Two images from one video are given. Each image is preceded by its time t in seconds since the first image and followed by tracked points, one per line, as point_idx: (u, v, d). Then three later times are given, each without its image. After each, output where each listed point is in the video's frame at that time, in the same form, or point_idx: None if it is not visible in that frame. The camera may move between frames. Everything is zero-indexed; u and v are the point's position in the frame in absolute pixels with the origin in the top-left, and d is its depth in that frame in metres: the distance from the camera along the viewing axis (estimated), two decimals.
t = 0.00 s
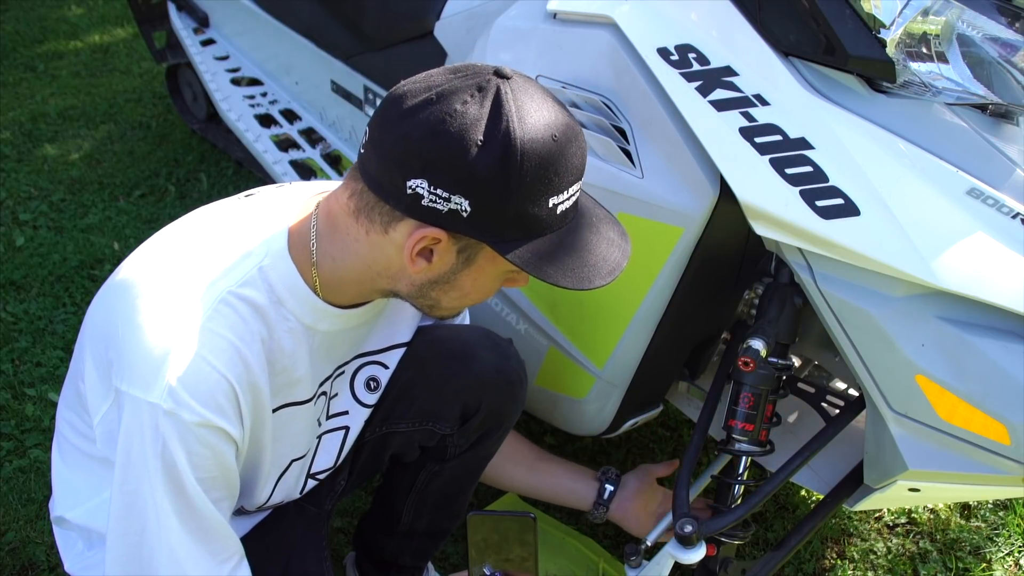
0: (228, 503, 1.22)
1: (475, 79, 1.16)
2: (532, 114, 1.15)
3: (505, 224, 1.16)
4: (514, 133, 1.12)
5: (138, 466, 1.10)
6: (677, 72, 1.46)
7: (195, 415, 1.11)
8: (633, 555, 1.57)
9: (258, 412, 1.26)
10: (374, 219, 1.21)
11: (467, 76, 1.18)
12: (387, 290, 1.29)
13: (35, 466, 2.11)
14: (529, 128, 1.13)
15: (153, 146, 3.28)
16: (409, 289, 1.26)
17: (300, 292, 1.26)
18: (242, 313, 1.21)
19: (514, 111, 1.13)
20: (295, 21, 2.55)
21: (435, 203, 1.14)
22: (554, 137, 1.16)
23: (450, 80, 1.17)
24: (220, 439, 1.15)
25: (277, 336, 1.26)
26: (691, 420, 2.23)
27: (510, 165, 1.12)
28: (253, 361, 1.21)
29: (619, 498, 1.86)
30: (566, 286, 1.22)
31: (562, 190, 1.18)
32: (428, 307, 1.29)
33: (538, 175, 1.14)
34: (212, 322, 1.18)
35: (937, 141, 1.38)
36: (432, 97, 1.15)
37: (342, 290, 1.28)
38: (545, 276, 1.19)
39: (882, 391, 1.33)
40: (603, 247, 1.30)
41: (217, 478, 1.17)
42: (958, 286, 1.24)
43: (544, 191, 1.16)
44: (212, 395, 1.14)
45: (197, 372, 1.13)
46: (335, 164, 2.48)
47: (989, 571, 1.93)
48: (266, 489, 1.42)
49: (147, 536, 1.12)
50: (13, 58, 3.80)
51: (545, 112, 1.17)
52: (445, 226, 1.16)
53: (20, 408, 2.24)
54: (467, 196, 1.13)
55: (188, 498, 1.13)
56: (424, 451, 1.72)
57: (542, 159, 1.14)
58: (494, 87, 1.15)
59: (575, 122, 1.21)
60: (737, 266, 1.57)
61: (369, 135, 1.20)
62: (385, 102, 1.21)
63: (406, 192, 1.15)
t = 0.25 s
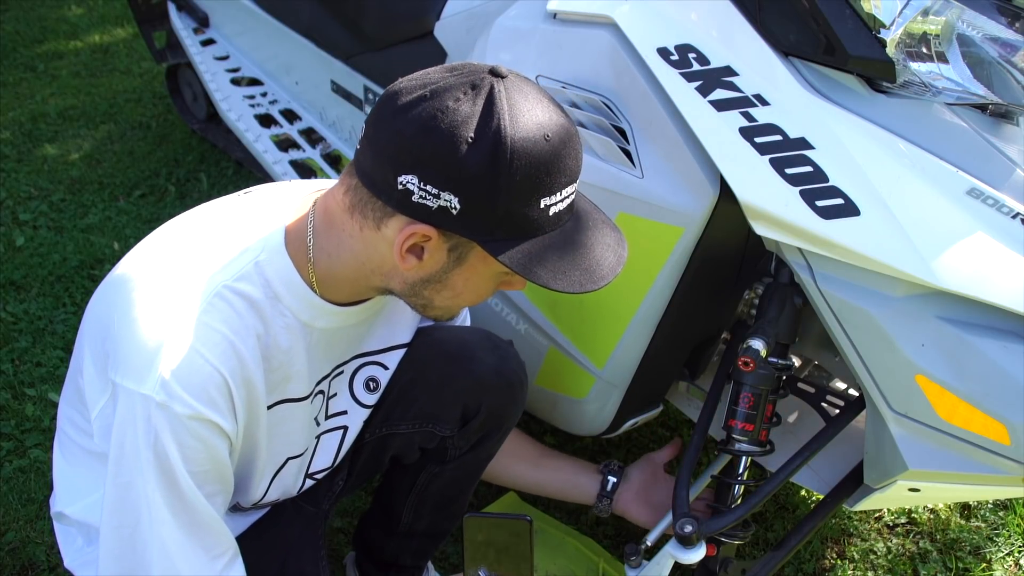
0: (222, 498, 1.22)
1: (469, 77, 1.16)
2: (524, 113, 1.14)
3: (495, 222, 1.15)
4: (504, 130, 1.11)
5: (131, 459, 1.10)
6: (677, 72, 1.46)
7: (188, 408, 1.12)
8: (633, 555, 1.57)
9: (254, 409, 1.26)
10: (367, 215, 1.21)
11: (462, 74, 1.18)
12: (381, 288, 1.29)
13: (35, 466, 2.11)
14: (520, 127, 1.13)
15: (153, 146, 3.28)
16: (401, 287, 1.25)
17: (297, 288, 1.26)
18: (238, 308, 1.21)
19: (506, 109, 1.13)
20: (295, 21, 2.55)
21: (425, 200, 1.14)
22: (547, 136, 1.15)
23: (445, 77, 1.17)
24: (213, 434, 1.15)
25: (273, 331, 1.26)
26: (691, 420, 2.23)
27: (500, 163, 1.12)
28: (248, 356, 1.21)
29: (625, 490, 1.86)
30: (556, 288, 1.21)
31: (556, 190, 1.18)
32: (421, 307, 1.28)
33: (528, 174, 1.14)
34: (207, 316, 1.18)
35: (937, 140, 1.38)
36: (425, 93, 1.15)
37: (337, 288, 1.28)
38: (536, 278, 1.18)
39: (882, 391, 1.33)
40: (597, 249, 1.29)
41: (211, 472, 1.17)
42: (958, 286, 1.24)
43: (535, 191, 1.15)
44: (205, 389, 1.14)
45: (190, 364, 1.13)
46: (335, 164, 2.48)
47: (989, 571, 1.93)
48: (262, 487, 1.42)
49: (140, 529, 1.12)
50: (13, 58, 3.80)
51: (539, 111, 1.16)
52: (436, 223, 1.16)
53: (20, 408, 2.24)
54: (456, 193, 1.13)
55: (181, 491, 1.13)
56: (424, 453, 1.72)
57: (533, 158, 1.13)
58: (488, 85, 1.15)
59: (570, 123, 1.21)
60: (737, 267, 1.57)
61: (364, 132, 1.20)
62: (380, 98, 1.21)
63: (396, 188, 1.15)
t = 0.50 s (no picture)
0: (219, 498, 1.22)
1: (469, 78, 1.16)
2: (522, 115, 1.14)
3: (493, 224, 1.15)
4: (502, 133, 1.11)
5: (129, 456, 1.10)
6: (676, 72, 1.46)
7: (185, 406, 1.12)
8: (633, 555, 1.57)
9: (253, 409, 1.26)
10: (366, 215, 1.21)
11: (461, 75, 1.17)
12: (381, 290, 1.29)
13: (35, 466, 2.11)
14: (518, 128, 1.12)
15: (153, 146, 3.28)
16: (400, 289, 1.25)
17: (297, 287, 1.26)
18: (236, 306, 1.21)
19: (503, 110, 1.12)
20: (295, 21, 2.55)
21: (422, 201, 1.14)
22: (545, 139, 1.15)
23: (444, 78, 1.17)
24: (210, 432, 1.15)
25: (272, 331, 1.26)
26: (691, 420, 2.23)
27: (497, 165, 1.11)
28: (247, 355, 1.21)
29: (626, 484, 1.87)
30: (556, 293, 1.20)
31: (555, 193, 1.17)
32: (419, 309, 1.28)
33: (526, 177, 1.13)
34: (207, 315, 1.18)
35: (937, 140, 1.38)
36: (424, 94, 1.15)
37: (337, 288, 1.28)
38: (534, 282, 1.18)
39: (882, 391, 1.33)
40: (600, 252, 1.29)
41: (209, 470, 1.17)
42: (958, 286, 1.24)
43: (534, 193, 1.15)
44: (203, 387, 1.14)
45: (189, 362, 1.14)
46: (335, 164, 2.48)
47: (989, 571, 1.93)
48: (260, 486, 1.42)
49: (138, 527, 1.12)
50: (13, 58, 3.80)
51: (537, 113, 1.15)
52: (433, 225, 1.16)
53: (20, 408, 2.24)
54: (452, 194, 1.13)
55: (178, 490, 1.12)
56: (424, 455, 1.72)
57: (530, 160, 1.13)
58: (486, 86, 1.15)
59: (570, 124, 1.20)
60: (737, 267, 1.57)
61: (364, 132, 1.21)
62: (381, 99, 1.21)
63: (394, 189, 1.16)
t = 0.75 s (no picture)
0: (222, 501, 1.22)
1: (466, 99, 1.14)
2: (523, 139, 1.12)
3: (495, 249, 1.15)
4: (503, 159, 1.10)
5: (133, 463, 1.10)
6: (676, 72, 1.46)
7: (186, 412, 1.12)
8: (633, 555, 1.57)
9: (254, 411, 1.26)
10: (364, 237, 1.19)
11: (459, 94, 1.15)
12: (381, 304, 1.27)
13: (35, 466, 2.11)
14: (520, 154, 1.11)
15: (153, 146, 3.28)
16: (400, 306, 1.24)
17: (297, 296, 1.26)
18: (237, 309, 1.22)
19: (504, 135, 1.11)
20: (295, 21, 2.54)
21: (422, 228, 1.13)
22: (547, 162, 1.13)
23: (440, 98, 1.15)
24: (211, 436, 1.15)
25: (272, 336, 1.26)
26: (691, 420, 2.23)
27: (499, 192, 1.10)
28: (247, 359, 1.22)
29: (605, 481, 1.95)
30: (560, 315, 1.20)
31: (557, 215, 1.17)
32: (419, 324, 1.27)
33: (528, 203, 1.12)
34: (209, 320, 1.19)
35: (937, 140, 1.38)
36: (421, 117, 1.13)
37: (335, 298, 1.27)
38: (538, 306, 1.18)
39: (882, 390, 1.33)
40: (605, 271, 1.28)
41: (212, 473, 1.17)
42: (958, 286, 1.24)
43: (536, 217, 1.14)
44: (204, 392, 1.14)
45: (190, 367, 1.14)
46: (336, 164, 2.48)
47: (989, 571, 1.93)
48: (265, 483, 1.41)
49: (143, 532, 1.12)
50: (13, 58, 3.80)
51: (538, 135, 1.14)
52: (434, 251, 1.15)
53: (20, 408, 2.24)
54: (453, 221, 1.12)
55: (182, 494, 1.12)
56: (424, 452, 1.73)
57: (533, 186, 1.12)
58: (485, 108, 1.12)
59: (572, 141, 1.18)
60: (737, 267, 1.57)
61: (360, 153, 1.18)
62: (376, 118, 1.19)
63: (393, 216, 1.14)
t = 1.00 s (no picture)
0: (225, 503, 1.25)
1: (461, 169, 1.11)
2: (519, 215, 1.11)
3: (488, 322, 1.15)
4: (499, 239, 1.09)
5: (135, 479, 1.13)
6: (677, 73, 1.47)
7: (179, 429, 1.13)
8: (633, 555, 1.57)
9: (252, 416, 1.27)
10: (353, 300, 1.18)
11: (452, 161, 1.12)
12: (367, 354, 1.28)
13: (35, 466, 2.11)
14: (517, 231, 1.10)
15: (153, 146, 3.28)
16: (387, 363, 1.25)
17: (287, 326, 1.25)
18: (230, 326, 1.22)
19: (501, 212, 1.09)
20: (295, 21, 2.54)
21: (414, 301, 1.13)
22: (544, 237, 1.12)
23: (433, 164, 1.12)
24: (207, 448, 1.17)
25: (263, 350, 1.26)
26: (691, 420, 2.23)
27: (494, 271, 1.10)
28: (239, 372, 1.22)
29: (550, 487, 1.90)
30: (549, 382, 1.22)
31: (554, 284, 1.16)
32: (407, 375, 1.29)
33: (524, 279, 1.12)
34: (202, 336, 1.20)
35: (937, 140, 1.38)
36: (412, 187, 1.10)
37: (324, 341, 1.26)
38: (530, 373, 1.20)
39: (882, 391, 1.33)
40: (601, 329, 1.31)
41: (211, 480, 1.20)
42: (958, 286, 1.24)
43: (532, 291, 1.14)
44: (196, 408, 1.16)
45: (181, 384, 1.15)
46: (336, 164, 2.48)
47: (989, 571, 1.93)
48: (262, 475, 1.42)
49: (150, 538, 1.16)
50: (13, 58, 3.80)
51: (535, 209, 1.12)
52: (425, 322, 1.15)
53: (20, 408, 2.24)
54: (446, 297, 1.11)
55: (183, 503, 1.15)
56: (426, 447, 1.74)
57: (529, 263, 1.12)
58: (481, 181, 1.11)
59: (569, 210, 1.17)
60: (737, 268, 1.57)
61: (347, 215, 1.16)
62: (363, 178, 1.16)
63: (383, 287, 1.13)
